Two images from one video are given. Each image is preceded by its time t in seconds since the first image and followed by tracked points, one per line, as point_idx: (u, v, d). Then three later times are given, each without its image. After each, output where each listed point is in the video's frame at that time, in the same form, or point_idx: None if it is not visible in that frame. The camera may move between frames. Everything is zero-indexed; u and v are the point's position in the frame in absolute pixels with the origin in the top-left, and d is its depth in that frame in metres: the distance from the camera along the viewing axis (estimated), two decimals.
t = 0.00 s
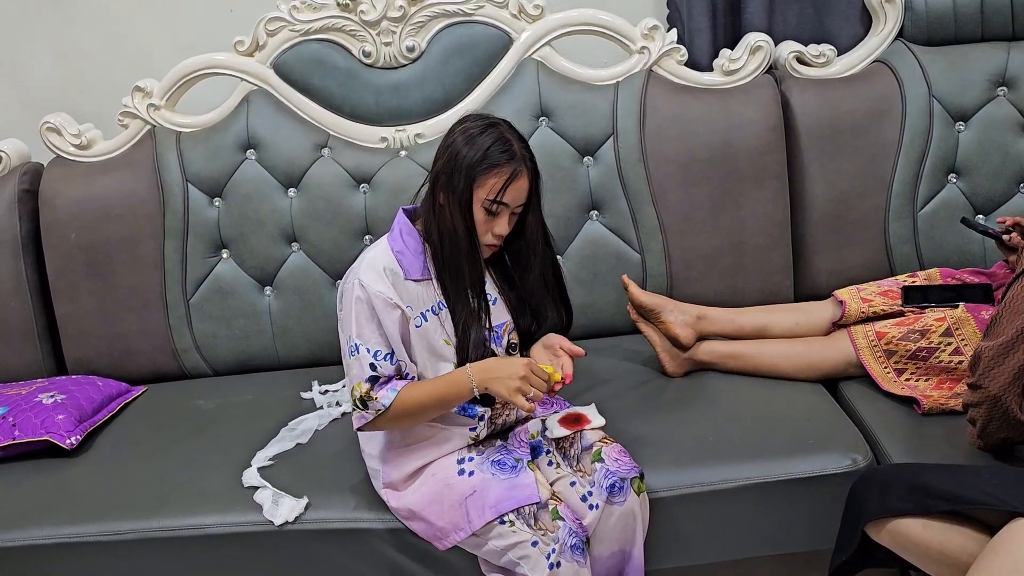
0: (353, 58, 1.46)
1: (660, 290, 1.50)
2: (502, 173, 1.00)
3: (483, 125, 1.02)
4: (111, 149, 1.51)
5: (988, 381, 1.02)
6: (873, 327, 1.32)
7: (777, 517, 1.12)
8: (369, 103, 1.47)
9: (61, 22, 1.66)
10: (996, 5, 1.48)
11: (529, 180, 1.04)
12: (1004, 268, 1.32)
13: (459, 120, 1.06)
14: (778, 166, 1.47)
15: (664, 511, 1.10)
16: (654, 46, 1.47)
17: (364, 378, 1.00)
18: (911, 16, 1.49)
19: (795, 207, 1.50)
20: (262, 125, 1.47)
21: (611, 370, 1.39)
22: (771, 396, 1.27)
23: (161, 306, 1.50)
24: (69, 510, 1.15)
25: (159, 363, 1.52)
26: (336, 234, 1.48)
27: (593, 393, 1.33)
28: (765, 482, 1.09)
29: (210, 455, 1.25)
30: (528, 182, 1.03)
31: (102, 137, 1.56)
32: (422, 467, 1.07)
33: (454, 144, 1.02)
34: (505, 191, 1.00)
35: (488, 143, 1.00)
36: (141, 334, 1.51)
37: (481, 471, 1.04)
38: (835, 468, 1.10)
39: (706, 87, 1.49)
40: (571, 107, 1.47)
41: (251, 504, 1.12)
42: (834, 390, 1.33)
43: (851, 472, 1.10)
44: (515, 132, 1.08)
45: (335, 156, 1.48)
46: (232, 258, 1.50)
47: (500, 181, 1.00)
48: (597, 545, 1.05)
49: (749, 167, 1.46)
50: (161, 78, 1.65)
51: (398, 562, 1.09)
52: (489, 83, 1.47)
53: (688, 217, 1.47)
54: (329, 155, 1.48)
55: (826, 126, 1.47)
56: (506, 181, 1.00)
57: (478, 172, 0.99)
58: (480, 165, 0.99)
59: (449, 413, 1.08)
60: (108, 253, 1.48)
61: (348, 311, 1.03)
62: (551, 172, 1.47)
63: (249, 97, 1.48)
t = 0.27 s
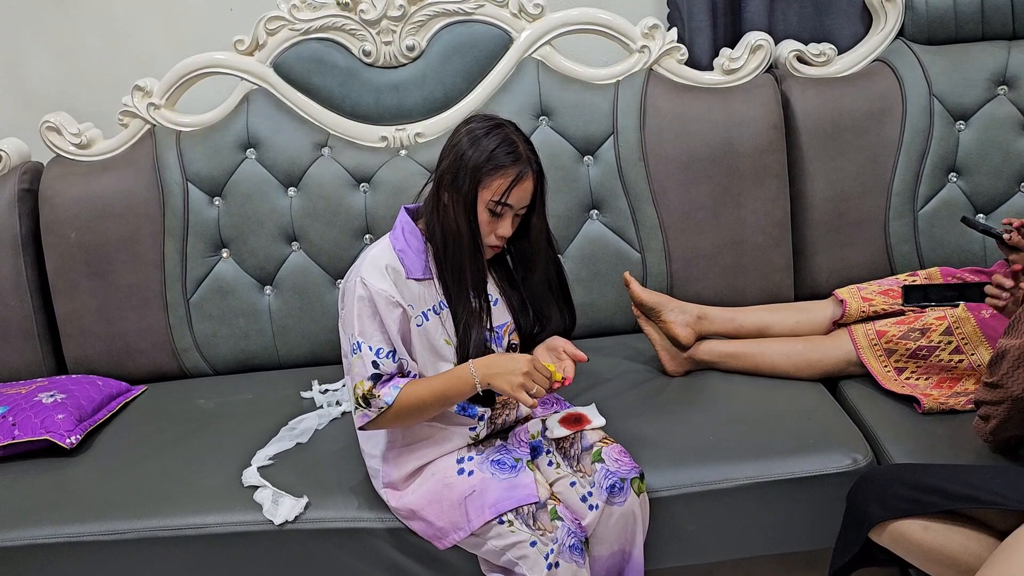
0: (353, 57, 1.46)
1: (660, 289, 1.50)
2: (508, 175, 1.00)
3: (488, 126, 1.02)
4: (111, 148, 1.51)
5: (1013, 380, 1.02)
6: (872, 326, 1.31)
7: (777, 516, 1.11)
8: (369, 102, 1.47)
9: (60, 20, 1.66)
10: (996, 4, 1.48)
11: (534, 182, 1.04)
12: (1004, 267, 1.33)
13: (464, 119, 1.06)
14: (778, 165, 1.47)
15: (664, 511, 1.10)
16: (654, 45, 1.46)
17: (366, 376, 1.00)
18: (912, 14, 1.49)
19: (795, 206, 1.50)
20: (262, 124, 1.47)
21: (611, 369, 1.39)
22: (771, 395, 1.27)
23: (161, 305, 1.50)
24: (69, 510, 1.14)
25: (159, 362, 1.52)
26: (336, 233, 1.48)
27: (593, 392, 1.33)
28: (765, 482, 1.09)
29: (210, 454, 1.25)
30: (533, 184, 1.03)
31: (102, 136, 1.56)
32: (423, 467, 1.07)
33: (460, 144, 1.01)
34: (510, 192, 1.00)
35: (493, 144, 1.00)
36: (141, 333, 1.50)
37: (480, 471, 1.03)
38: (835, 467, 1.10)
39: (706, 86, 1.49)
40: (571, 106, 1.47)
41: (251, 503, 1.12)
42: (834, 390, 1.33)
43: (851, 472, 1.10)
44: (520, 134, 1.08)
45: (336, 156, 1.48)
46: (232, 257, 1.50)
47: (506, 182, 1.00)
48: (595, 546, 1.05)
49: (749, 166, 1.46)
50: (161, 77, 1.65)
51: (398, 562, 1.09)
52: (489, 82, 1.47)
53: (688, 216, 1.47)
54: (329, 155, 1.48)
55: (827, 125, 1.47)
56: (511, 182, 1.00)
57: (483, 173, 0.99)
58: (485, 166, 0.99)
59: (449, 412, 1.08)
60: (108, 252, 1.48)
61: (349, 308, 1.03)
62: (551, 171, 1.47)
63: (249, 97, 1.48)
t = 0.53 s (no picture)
0: (352, 57, 1.46)
1: (660, 288, 1.50)
2: (511, 176, 1.00)
3: (492, 127, 1.02)
4: (110, 148, 1.51)
5: None
6: (872, 325, 1.31)
7: (776, 515, 1.12)
8: (368, 102, 1.47)
9: (60, 20, 1.66)
10: (996, 3, 1.47)
11: (537, 184, 1.04)
12: (1003, 267, 1.33)
13: (468, 120, 1.06)
14: (777, 164, 1.47)
15: (663, 510, 1.10)
16: (653, 44, 1.46)
17: (366, 376, 1.00)
18: (911, 14, 1.49)
19: (795, 206, 1.50)
20: (261, 124, 1.47)
21: (611, 368, 1.39)
22: (770, 394, 1.27)
23: (160, 305, 1.50)
24: (68, 510, 1.14)
25: (158, 362, 1.52)
26: (335, 233, 1.48)
27: (592, 392, 1.33)
28: (764, 481, 1.09)
29: (209, 454, 1.25)
30: (535, 185, 1.04)
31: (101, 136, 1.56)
32: (422, 467, 1.07)
33: (463, 144, 1.01)
34: (512, 193, 1.00)
35: (497, 145, 1.00)
36: (140, 333, 1.50)
37: (479, 470, 1.03)
38: (834, 466, 1.10)
39: (705, 86, 1.49)
40: (570, 106, 1.47)
41: (251, 502, 1.12)
42: (834, 389, 1.33)
43: (850, 471, 1.10)
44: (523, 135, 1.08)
45: (335, 155, 1.48)
46: (231, 256, 1.50)
47: (508, 183, 1.00)
48: (594, 545, 1.06)
49: (748, 165, 1.46)
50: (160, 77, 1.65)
51: (397, 561, 1.09)
52: (489, 82, 1.47)
53: (687, 216, 1.47)
54: (329, 154, 1.48)
55: (826, 124, 1.47)
56: (514, 183, 1.00)
57: (486, 174, 0.99)
58: (488, 167, 0.99)
59: (448, 412, 1.08)
60: (107, 252, 1.48)
61: (349, 308, 1.03)
62: (550, 170, 1.47)
63: (249, 96, 1.48)
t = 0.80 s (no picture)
0: (351, 56, 1.46)
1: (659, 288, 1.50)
2: (510, 176, 1.00)
3: (493, 126, 1.02)
4: (109, 148, 1.51)
5: None
6: (871, 324, 1.30)
7: (775, 515, 1.11)
8: (367, 101, 1.47)
9: (58, 19, 1.66)
10: (995, 2, 1.47)
11: (536, 184, 1.04)
12: (1002, 266, 1.33)
13: (468, 119, 1.05)
14: (776, 163, 1.47)
15: (662, 509, 1.10)
16: (652, 43, 1.46)
17: (363, 376, 1.00)
18: (910, 12, 1.49)
19: (794, 204, 1.50)
20: (259, 123, 1.47)
21: (610, 367, 1.39)
22: (769, 394, 1.27)
23: (158, 304, 1.50)
24: (66, 509, 1.14)
25: (157, 361, 1.52)
26: (334, 232, 1.48)
27: (591, 391, 1.32)
28: (763, 480, 1.09)
29: (208, 454, 1.25)
30: (535, 185, 1.03)
31: (100, 135, 1.56)
32: (420, 466, 1.07)
33: (463, 143, 1.01)
34: (512, 193, 1.00)
35: (497, 145, 1.00)
36: (139, 333, 1.50)
37: (478, 469, 1.03)
38: (833, 465, 1.10)
39: (704, 84, 1.49)
40: (569, 105, 1.47)
41: (249, 502, 1.12)
42: (833, 388, 1.33)
43: (849, 470, 1.10)
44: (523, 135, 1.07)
45: (333, 155, 1.47)
46: (230, 256, 1.50)
47: (508, 183, 1.00)
48: (592, 545, 1.06)
49: (747, 164, 1.46)
50: (159, 76, 1.65)
51: (396, 561, 1.09)
52: (488, 81, 1.47)
53: (686, 215, 1.47)
54: (327, 153, 1.48)
55: (825, 123, 1.46)
56: (514, 184, 1.00)
57: (486, 174, 0.99)
58: (488, 167, 0.99)
59: (446, 411, 1.08)
60: (105, 252, 1.48)
61: (348, 307, 1.03)
62: (549, 169, 1.47)
63: (247, 96, 1.48)
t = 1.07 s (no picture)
0: (351, 55, 1.46)
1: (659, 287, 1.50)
2: (511, 176, 1.00)
3: (493, 126, 1.02)
4: (109, 147, 1.51)
5: None
6: (871, 323, 1.32)
7: (776, 514, 1.11)
8: (367, 101, 1.47)
9: (58, 19, 1.66)
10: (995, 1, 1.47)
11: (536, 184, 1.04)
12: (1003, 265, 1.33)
13: (468, 119, 1.05)
14: (776, 163, 1.47)
15: (662, 508, 1.10)
16: (652, 43, 1.46)
17: (364, 376, 1.00)
18: (910, 11, 1.49)
19: (794, 204, 1.50)
20: (259, 123, 1.47)
21: (610, 367, 1.39)
22: (769, 393, 1.27)
23: (158, 304, 1.50)
24: (66, 509, 1.14)
25: (157, 361, 1.52)
26: (334, 232, 1.48)
27: (591, 391, 1.32)
28: (763, 480, 1.09)
29: (208, 454, 1.25)
30: (535, 185, 1.03)
31: (99, 135, 1.56)
32: (420, 466, 1.07)
33: (463, 143, 1.01)
34: (512, 193, 1.00)
35: (498, 145, 1.00)
36: (139, 332, 1.50)
37: (478, 469, 1.03)
38: (834, 465, 1.10)
39: (704, 84, 1.49)
40: (569, 104, 1.47)
41: (249, 502, 1.12)
42: (833, 387, 1.33)
43: (850, 470, 1.10)
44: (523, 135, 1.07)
45: (333, 154, 1.47)
46: (230, 256, 1.50)
47: (508, 183, 1.00)
48: (592, 544, 1.06)
49: (747, 163, 1.46)
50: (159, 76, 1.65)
51: (396, 561, 1.09)
52: (487, 80, 1.47)
53: (686, 214, 1.47)
54: (327, 153, 1.48)
55: (825, 123, 1.46)
56: (514, 183, 1.00)
57: (486, 174, 0.99)
58: (488, 167, 0.99)
59: (446, 411, 1.08)
60: (105, 252, 1.48)
61: (348, 307, 1.03)
62: (549, 168, 1.47)
63: (247, 95, 1.48)
